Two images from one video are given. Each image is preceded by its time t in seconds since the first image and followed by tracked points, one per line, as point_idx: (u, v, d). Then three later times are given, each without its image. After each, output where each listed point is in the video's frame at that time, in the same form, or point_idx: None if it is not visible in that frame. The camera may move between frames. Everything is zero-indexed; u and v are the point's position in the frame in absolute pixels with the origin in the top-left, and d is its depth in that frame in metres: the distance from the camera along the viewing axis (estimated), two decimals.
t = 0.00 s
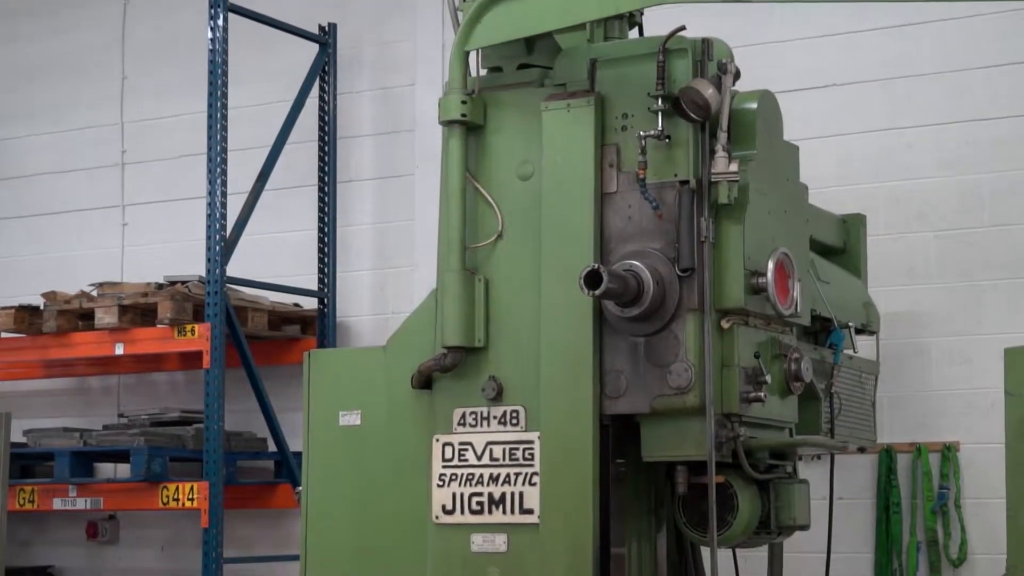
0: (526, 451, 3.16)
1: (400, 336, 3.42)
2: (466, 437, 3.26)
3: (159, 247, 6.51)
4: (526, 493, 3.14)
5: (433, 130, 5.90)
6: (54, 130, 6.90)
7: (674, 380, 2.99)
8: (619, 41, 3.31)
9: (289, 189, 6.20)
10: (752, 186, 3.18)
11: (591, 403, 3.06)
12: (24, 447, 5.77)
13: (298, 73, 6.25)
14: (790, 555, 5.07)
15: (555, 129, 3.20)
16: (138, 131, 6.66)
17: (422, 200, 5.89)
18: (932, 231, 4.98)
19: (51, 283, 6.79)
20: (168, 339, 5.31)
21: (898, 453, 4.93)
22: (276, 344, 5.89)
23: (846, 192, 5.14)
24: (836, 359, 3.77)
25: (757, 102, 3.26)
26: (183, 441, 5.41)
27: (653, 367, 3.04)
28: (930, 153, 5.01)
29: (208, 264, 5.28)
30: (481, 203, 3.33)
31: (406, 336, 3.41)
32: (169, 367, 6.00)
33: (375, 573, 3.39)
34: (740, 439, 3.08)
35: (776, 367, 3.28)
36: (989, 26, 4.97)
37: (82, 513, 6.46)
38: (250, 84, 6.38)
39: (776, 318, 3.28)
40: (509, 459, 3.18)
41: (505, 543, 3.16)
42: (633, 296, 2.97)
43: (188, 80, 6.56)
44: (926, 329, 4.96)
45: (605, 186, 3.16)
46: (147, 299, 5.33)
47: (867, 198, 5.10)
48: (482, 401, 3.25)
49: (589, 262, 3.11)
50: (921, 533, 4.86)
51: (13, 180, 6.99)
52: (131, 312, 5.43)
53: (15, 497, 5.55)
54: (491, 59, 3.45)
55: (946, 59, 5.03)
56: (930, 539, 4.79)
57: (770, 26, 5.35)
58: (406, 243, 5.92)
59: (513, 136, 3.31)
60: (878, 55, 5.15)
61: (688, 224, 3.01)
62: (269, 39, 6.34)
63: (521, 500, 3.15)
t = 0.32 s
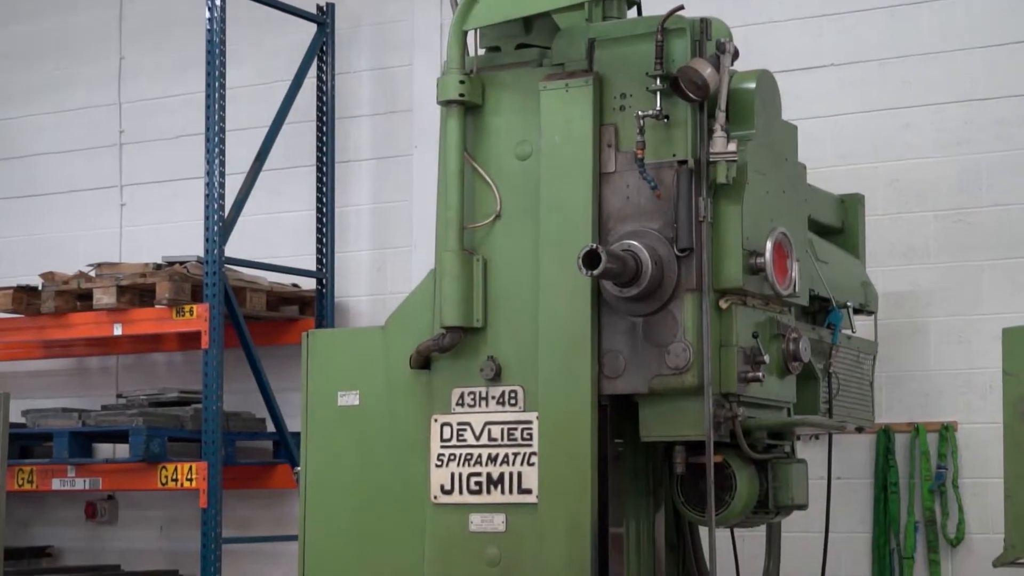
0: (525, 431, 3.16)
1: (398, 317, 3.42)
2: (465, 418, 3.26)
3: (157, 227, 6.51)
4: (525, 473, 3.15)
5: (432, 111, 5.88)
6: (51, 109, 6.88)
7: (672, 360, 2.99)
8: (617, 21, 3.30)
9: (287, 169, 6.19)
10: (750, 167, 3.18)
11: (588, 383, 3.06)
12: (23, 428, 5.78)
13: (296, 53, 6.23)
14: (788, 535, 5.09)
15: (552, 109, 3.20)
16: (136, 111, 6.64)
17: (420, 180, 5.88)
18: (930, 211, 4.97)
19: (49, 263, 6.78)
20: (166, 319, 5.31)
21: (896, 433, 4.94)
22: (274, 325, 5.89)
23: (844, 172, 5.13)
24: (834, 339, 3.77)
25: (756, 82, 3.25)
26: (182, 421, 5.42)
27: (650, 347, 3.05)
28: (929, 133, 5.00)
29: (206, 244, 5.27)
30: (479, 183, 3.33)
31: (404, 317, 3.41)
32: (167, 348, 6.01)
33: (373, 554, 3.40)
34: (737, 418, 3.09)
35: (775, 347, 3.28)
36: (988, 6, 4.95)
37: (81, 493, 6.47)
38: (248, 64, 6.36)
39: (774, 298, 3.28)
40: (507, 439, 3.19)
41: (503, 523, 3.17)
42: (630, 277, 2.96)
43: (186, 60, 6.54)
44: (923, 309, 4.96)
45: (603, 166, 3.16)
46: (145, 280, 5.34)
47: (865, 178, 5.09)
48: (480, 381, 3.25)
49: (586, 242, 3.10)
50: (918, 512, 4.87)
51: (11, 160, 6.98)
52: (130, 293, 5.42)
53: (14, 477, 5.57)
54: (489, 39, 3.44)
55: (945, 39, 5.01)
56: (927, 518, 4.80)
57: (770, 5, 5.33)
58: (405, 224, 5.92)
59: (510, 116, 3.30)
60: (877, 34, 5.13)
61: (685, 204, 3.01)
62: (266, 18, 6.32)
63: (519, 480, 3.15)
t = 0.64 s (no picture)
0: (523, 411, 3.17)
1: (397, 298, 3.42)
2: (464, 398, 3.26)
3: (155, 208, 6.50)
4: (523, 453, 3.15)
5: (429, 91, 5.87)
6: (48, 89, 6.86)
7: (671, 340, 2.99)
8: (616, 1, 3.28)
9: (285, 149, 6.18)
10: (749, 146, 3.17)
11: (587, 363, 3.06)
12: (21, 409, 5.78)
13: (294, 33, 6.21)
14: (786, 515, 5.10)
15: (551, 89, 3.19)
16: (134, 91, 6.62)
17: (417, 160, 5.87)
18: (929, 191, 4.96)
19: (47, 243, 6.77)
20: (164, 300, 5.31)
21: (895, 413, 4.94)
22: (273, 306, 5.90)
23: (843, 152, 5.12)
24: (832, 319, 3.77)
25: (755, 61, 3.24)
26: (180, 402, 5.42)
27: (649, 327, 3.05)
28: (927, 113, 4.99)
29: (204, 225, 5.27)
30: (477, 163, 3.32)
31: (402, 297, 3.41)
32: (166, 329, 6.01)
33: (372, 534, 3.40)
34: (736, 398, 3.09)
35: (773, 327, 3.28)
36: None
37: (80, 473, 6.48)
38: (245, 44, 6.34)
39: (773, 278, 3.28)
40: (506, 419, 3.19)
41: (502, 503, 3.17)
42: (629, 257, 2.96)
43: (184, 39, 6.52)
44: (921, 288, 4.95)
45: (602, 146, 3.15)
46: (143, 260, 5.33)
47: (864, 158, 5.08)
48: (479, 361, 3.25)
49: (585, 223, 3.10)
50: (916, 492, 4.89)
51: (9, 140, 6.96)
52: (129, 273, 5.41)
53: (14, 457, 5.57)
54: (487, 19, 3.43)
55: (944, 18, 4.99)
56: (926, 499, 4.81)
57: None
58: (403, 204, 5.91)
59: (509, 96, 3.30)
60: (876, 13, 5.11)
61: (684, 183, 3.00)
62: None
63: (518, 460, 3.16)
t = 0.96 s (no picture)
0: (521, 393, 3.17)
1: (396, 280, 3.42)
2: (462, 379, 3.27)
3: (153, 190, 6.49)
4: (521, 435, 3.16)
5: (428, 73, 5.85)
6: (46, 71, 6.85)
7: (669, 322, 2.99)
8: None
9: (282, 131, 6.17)
10: (748, 128, 3.16)
11: (585, 345, 3.06)
12: (20, 391, 5.79)
13: (292, 14, 6.19)
14: (785, 496, 5.10)
15: (549, 71, 3.18)
16: (131, 73, 6.61)
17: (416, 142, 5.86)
18: (928, 173, 4.96)
19: (45, 225, 6.77)
20: (162, 281, 5.31)
21: (893, 395, 4.95)
22: (272, 288, 5.89)
23: (842, 134, 5.12)
24: (831, 301, 3.76)
25: (753, 43, 3.24)
26: (178, 383, 5.43)
27: (647, 309, 3.05)
28: (927, 95, 4.98)
29: (203, 206, 5.27)
30: (476, 145, 3.32)
31: (401, 279, 3.41)
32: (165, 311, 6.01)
33: (370, 516, 3.41)
34: (734, 380, 3.09)
35: (772, 309, 3.27)
36: None
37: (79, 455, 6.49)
38: (243, 25, 6.32)
39: (772, 259, 3.28)
40: (505, 401, 3.19)
41: (501, 484, 3.18)
42: (628, 239, 2.96)
43: (182, 20, 6.50)
44: (920, 270, 4.95)
45: (600, 127, 3.15)
46: (142, 242, 5.32)
47: (863, 139, 5.07)
48: (477, 343, 3.25)
49: (584, 204, 3.10)
50: (914, 474, 4.90)
51: (6, 121, 6.95)
52: (127, 255, 5.42)
53: (13, 439, 5.57)
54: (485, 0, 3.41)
55: None
56: (924, 480, 4.83)
57: None
58: (402, 186, 5.91)
59: (507, 77, 3.29)
60: None
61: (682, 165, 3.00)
62: None
63: (517, 442, 3.17)
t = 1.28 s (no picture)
0: (521, 376, 3.18)
1: (395, 264, 3.42)
2: (461, 363, 3.27)
3: (151, 174, 6.49)
4: (521, 419, 3.16)
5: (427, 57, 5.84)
6: (44, 55, 6.84)
7: (668, 306, 2.99)
8: None
9: (280, 115, 6.16)
10: (748, 112, 3.15)
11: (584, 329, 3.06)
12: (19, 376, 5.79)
13: None
14: (784, 480, 5.12)
15: (548, 55, 3.18)
16: (130, 57, 6.60)
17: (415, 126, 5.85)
18: (927, 157, 4.95)
19: (44, 210, 6.76)
20: (162, 266, 5.31)
21: (892, 378, 4.95)
22: (271, 273, 5.89)
23: (841, 118, 5.11)
24: (830, 285, 3.76)
25: (752, 27, 3.24)
26: (178, 367, 5.44)
27: (646, 293, 3.04)
28: (927, 79, 4.97)
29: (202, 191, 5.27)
30: (475, 129, 3.31)
31: (400, 264, 3.41)
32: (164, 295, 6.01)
33: (371, 500, 3.41)
34: (733, 364, 3.10)
35: (771, 294, 3.27)
36: None
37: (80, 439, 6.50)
38: (243, 10, 6.31)
39: (771, 244, 3.27)
40: (505, 385, 3.20)
41: (500, 468, 3.19)
42: (626, 223, 2.95)
43: (180, 5, 6.48)
44: (920, 254, 4.95)
45: (599, 112, 3.14)
46: (141, 227, 5.33)
47: (862, 123, 5.07)
48: (477, 327, 3.26)
49: (583, 189, 3.09)
50: (914, 458, 4.91)
51: (5, 106, 6.94)
52: (126, 240, 5.41)
53: (13, 423, 5.57)
54: None
55: None
56: (923, 465, 4.84)
57: None
58: (400, 170, 5.91)
59: (506, 61, 3.28)
60: None
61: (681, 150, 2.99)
62: None
63: (516, 427, 3.17)
